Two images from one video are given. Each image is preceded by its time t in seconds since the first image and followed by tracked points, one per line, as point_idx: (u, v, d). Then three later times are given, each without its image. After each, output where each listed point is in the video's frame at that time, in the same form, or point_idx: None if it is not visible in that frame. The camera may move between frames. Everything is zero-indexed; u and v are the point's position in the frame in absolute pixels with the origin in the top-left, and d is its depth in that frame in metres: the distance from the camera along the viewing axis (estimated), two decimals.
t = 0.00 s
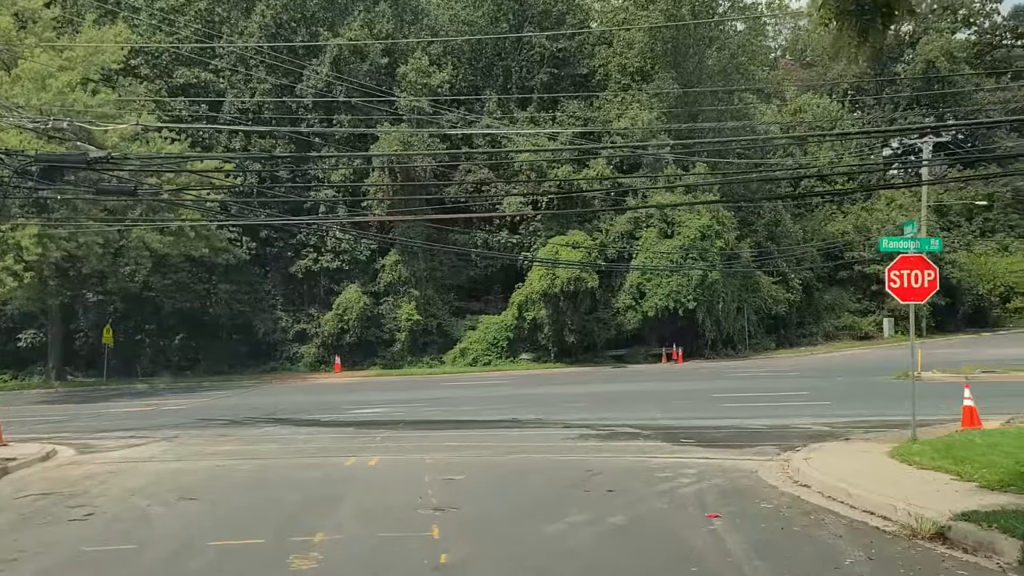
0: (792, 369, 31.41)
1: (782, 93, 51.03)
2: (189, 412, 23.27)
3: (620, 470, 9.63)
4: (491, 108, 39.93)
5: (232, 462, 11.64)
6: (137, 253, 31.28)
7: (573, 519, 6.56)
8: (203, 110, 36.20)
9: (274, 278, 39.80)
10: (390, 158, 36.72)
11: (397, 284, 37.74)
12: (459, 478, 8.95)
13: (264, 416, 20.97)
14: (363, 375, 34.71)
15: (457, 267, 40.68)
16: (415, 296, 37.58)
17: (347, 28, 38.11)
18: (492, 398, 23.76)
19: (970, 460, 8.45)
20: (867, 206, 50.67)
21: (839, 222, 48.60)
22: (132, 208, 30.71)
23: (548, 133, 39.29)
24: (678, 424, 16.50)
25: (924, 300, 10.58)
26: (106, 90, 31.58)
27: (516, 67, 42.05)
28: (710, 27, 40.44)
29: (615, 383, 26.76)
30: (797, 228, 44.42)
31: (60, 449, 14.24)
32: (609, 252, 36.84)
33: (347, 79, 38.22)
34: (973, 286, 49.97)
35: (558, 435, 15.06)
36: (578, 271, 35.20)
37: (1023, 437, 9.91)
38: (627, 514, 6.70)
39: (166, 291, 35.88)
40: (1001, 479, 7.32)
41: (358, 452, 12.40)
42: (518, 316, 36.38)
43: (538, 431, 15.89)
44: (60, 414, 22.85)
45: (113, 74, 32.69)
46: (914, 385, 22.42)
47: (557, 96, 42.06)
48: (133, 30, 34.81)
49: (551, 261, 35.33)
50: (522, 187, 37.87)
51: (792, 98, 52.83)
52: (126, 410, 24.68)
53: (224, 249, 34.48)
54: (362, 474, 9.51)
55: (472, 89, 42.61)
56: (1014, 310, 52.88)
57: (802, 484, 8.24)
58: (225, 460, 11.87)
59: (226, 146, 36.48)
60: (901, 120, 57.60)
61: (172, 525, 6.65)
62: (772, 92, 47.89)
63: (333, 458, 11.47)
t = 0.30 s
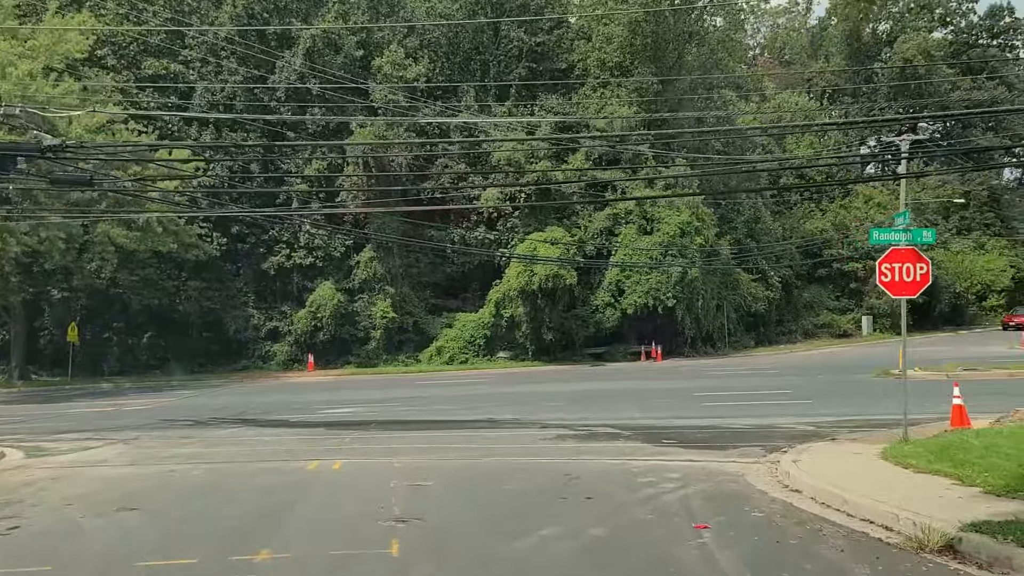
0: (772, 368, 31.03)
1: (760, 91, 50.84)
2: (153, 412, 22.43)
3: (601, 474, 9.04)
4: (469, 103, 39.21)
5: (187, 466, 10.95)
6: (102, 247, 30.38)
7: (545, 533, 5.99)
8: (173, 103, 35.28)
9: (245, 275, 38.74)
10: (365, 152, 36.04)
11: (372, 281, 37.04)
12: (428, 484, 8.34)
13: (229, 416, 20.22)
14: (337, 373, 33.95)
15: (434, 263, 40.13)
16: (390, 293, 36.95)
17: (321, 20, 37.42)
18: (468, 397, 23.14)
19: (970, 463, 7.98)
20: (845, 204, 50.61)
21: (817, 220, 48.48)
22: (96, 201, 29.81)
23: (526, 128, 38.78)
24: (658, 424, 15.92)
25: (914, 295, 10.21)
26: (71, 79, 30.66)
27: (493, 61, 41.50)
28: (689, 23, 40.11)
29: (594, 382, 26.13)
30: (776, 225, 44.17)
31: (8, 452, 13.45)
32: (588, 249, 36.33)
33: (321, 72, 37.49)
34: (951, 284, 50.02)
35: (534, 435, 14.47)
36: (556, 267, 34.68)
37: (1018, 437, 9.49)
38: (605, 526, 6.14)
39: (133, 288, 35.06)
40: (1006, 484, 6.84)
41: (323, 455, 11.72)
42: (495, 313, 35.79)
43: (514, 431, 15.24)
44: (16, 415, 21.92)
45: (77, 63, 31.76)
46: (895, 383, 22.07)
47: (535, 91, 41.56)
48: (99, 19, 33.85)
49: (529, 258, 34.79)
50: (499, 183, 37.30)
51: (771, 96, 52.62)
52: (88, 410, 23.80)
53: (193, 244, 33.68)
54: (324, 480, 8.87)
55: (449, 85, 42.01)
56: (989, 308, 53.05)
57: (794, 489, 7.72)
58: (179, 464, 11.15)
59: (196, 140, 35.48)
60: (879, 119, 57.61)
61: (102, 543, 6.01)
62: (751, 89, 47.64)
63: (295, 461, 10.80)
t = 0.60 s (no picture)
0: (768, 366, 30.47)
1: (755, 87, 50.36)
2: (134, 413, 21.79)
3: (596, 480, 8.48)
4: (461, 97, 38.57)
5: (157, 472, 10.35)
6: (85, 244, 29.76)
7: (532, 550, 5.44)
8: (158, 97, 34.57)
9: (233, 272, 37.95)
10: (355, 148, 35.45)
11: (362, 278, 36.43)
12: (410, 492, 7.78)
13: (211, 417, 19.58)
14: (326, 372, 33.38)
15: (424, 261, 39.66)
16: (381, 291, 36.37)
17: (309, 12, 36.82)
18: (458, 397, 22.57)
19: (990, 468, 7.46)
20: (841, 202, 50.22)
21: (813, 218, 48.11)
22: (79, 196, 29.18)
23: (519, 123, 38.24)
24: (654, 425, 15.35)
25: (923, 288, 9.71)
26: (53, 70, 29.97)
27: (485, 56, 40.95)
28: (683, 17, 39.58)
29: (587, 381, 25.53)
30: (771, 222, 43.71)
31: None
32: (581, 246, 35.80)
33: (310, 66, 36.84)
34: (947, 282, 49.62)
35: (525, 437, 13.90)
36: (549, 264, 34.14)
37: None
38: (597, 542, 5.59)
39: (117, 286, 34.42)
40: None
41: (303, 459, 11.14)
42: (487, 311, 35.23)
43: (504, 433, 14.67)
44: None
45: (60, 55, 31.07)
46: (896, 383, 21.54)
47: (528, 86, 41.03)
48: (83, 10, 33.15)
49: (521, 255, 34.26)
50: (492, 178, 36.73)
51: (766, 92, 52.13)
52: (68, 410, 23.16)
53: (179, 241, 33.12)
54: (301, 487, 8.31)
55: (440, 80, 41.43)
56: (985, 306, 52.68)
57: (804, 497, 7.17)
58: (149, 470, 10.55)
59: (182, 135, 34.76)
60: (874, 116, 57.19)
61: (44, 561, 5.44)
62: (746, 84, 47.14)
63: (272, 465, 10.21)
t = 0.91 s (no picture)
0: (766, 365, 29.89)
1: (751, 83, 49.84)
2: (115, 413, 21.11)
3: (592, 487, 7.92)
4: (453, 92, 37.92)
5: (124, 477, 9.72)
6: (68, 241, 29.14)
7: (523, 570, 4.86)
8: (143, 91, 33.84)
9: (220, 270, 37.20)
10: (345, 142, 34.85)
11: (352, 276, 35.81)
12: (391, 501, 7.21)
13: (193, 418, 18.90)
14: (315, 372, 32.75)
15: (416, 259, 39.14)
16: (371, 289, 35.76)
17: (298, 5, 36.21)
18: (448, 397, 21.94)
19: (1017, 475, 6.90)
20: (837, 199, 49.82)
21: (809, 215, 47.70)
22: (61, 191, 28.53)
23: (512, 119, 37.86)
24: (651, 426, 14.76)
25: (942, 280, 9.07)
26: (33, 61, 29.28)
27: (478, 51, 40.37)
28: (679, 12, 39.04)
29: (581, 380, 24.91)
30: (767, 220, 43.23)
31: None
32: (575, 243, 35.17)
33: (299, 60, 36.20)
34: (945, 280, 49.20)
35: (517, 439, 13.30)
36: (542, 261, 33.55)
37: None
38: (596, 560, 5.02)
39: (101, 284, 34.07)
40: None
41: (281, 464, 10.54)
42: (480, 310, 34.60)
43: (495, 434, 14.08)
44: None
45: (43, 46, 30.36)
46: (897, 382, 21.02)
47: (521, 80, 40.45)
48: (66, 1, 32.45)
49: (514, 252, 33.65)
50: (484, 174, 36.11)
51: (762, 89, 51.60)
52: (46, 411, 22.45)
53: (165, 237, 32.54)
54: (273, 497, 7.71)
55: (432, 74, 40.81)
56: (982, 304, 52.29)
57: (817, 507, 6.64)
58: (117, 475, 9.93)
59: (167, 130, 34.00)
60: (871, 113, 56.72)
61: None
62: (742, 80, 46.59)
63: (247, 471, 9.61)
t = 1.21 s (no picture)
0: (763, 364, 29.32)
1: (744, 78, 49.30)
2: (92, 414, 20.41)
3: (587, 496, 7.31)
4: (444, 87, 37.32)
5: (84, 485, 9.07)
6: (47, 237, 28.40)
7: None
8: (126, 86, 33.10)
9: (206, 268, 36.48)
10: (333, 137, 34.17)
11: (341, 273, 35.15)
12: (365, 515, 6.60)
13: (171, 420, 18.21)
14: (303, 371, 32.07)
15: (406, 256, 38.53)
16: (360, 286, 35.10)
17: None
18: (437, 397, 21.31)
19: None
20: (833, 195, 49.38)
21: (805, 212, 47.25)
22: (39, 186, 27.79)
23: (504, 113, 37.27)
24: (648, 427, 14.14)
25: (957, 273, 8.49)
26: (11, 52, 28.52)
27: (469, 45, 39.75)
28: (673, 5, 38.50)
29: (574, 380, 24.26)
30: (761, 216, 42.75)
31: None
32: (568, 239, 34.54)
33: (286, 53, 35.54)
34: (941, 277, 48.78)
35: (506, 441, 12.69)
36: (534, 257, 32.92)
37: None
38: None
39: (84, 282, 33.24)
40: None
41: (255, 470, 9.89)
42: (471, 308, 33.94)
43: (484, 436, 13.44)
44: None
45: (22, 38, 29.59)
46: (898, 381, 20.47)
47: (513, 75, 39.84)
48: None
49: (506, 248, 32.99)
50: (475, 169, 35.44)
51: (756, 84, 51.09)
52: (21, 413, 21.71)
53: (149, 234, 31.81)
54: (239, 513, 7.10)
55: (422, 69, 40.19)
56: (977, 301, 51.88)
57: (835, 520, 6.05)
58: (76, 484, 9.26)
59: (152, 125, 33.23)
60: (865, 109, 56.28)
61: None
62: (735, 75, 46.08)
63: (216, 478, 8.96)
